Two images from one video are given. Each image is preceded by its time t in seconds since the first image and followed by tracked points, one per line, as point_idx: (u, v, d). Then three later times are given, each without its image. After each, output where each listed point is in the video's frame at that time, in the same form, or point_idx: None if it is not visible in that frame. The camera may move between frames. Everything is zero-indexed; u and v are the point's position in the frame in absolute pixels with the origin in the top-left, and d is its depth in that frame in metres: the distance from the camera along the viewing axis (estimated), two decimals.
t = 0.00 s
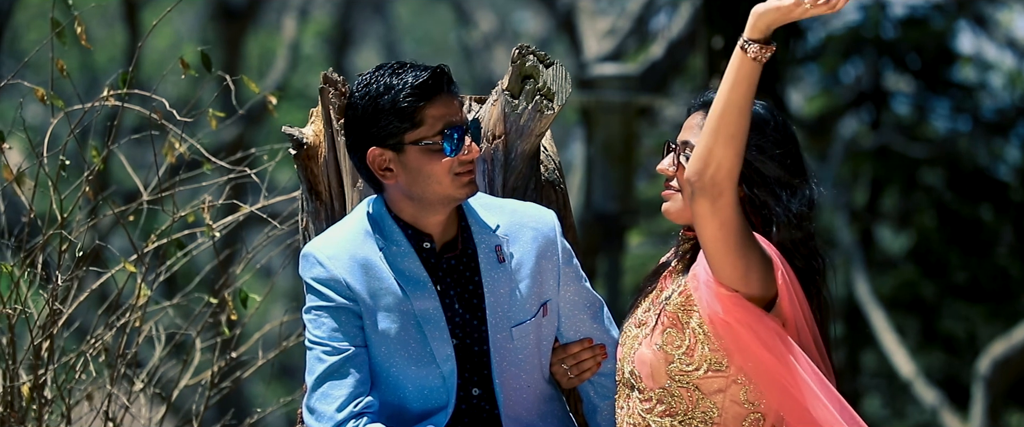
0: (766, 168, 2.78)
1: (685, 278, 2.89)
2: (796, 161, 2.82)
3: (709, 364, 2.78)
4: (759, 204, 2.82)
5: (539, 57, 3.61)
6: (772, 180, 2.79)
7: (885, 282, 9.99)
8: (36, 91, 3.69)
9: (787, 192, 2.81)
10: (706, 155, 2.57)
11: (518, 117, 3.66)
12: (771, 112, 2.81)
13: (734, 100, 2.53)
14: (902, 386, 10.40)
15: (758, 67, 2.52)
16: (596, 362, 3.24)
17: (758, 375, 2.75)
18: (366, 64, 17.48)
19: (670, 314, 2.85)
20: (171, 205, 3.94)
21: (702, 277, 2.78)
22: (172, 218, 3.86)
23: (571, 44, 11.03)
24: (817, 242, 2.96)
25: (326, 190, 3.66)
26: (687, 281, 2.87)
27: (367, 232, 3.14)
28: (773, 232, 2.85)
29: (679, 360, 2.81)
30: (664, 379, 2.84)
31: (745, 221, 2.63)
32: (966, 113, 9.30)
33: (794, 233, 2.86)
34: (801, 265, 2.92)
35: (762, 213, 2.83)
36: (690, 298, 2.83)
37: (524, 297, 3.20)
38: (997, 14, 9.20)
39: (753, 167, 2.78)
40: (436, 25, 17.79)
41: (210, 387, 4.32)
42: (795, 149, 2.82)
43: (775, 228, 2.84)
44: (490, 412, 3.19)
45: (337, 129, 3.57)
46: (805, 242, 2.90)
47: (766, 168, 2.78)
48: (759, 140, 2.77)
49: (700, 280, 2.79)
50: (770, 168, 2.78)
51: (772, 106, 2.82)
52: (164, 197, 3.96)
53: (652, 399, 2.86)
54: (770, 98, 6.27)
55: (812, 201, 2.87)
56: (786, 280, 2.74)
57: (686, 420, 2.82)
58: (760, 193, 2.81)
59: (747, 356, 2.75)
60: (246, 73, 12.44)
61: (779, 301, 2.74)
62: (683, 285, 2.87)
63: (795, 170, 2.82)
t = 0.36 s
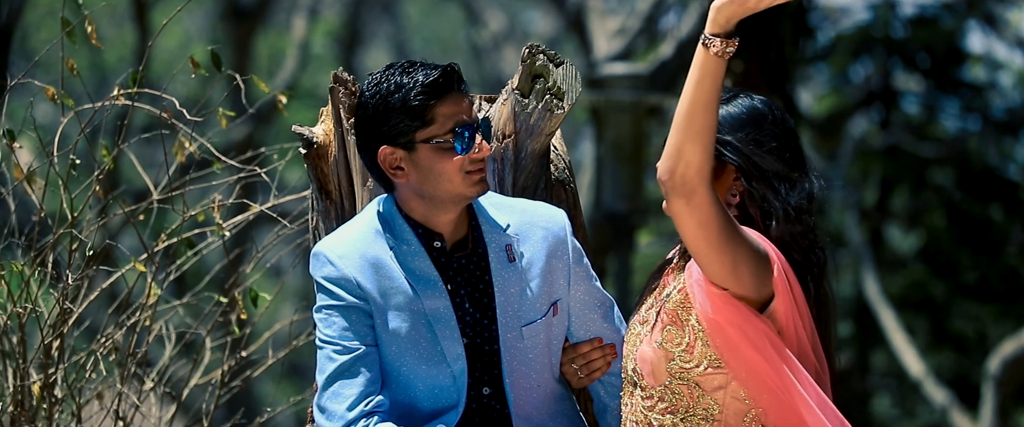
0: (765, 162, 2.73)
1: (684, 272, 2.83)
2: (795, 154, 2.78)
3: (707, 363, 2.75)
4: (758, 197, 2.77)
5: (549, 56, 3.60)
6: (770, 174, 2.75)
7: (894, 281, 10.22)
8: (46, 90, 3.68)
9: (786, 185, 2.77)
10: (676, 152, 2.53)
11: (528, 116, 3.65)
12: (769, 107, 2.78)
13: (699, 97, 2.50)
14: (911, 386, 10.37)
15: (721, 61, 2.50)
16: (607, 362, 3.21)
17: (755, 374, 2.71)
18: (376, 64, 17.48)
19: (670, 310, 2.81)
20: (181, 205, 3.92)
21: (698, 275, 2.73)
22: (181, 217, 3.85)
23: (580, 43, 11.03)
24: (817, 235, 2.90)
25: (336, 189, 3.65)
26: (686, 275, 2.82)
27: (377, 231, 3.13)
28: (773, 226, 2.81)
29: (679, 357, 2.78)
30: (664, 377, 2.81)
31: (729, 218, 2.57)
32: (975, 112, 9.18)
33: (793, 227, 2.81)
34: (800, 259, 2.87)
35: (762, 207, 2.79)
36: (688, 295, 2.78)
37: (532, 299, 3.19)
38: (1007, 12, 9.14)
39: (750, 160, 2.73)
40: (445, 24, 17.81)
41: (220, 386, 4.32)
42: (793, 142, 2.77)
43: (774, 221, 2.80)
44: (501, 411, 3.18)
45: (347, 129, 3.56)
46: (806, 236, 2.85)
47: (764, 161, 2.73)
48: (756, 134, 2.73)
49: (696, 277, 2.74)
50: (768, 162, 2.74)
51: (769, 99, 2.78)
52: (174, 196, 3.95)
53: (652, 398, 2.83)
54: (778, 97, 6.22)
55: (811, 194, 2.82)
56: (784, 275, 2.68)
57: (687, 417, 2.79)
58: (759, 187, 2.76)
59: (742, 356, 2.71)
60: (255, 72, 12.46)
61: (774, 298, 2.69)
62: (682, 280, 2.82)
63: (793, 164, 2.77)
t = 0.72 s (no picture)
0: (766, 155, 2.83)
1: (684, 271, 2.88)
2: (794, 148, 2.87)
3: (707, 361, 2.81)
4: (762, 191, 2.85)
5: (561, 56, 3.62)
6: (772, 166, 2.84)
7: (905, 281, 10.18)
8: (60, 90, 3.68)
9: (788, 178, 2.86)
10: (645, 165, 2.55)
11: (541, 116, 3.65)
12: (769, 101, 2.88)
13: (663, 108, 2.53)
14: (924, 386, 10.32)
15: (683, 67, 2.53)
16: (618, 362, 3.22)
17: (750, 374, 2.75)
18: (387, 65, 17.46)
19: (673, 308, 2.86)
20: (194, 204, 3.91)
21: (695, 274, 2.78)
22: (194, 217, 3.84)
23: (592, 43, 11.00)
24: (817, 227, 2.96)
25: (348, 188, 3.64)
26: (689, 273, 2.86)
27: (391, 231, 3.13)
28: (775, 220, 2.86)
29: (682, 354, 2.84)
30: (668, 374, 2.87)
31: (708, 223, 2.58)
32: (987, 113, 9.01)
33: (794, 220, 2.87)
34: (799, 251, 2.92)
35: (765, 200, 2.85)
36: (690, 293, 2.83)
37: (545, 299, 3.18)
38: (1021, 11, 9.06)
39: (752, 154, 2.82)
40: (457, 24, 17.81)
41: (232, 387, 4.31)
42: (792, 136, 2.88)
43: (777, 215, 2.85)
44: (513, 410, 3.17)
45: (360, 128, 3.55)
46: (806, 228, 2.91)
47: (766, 154, 2.83)
48: (757, 128, 2.83)
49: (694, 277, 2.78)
50: (769, 155, 2.83)
51: (768, 94, 2.88)
52: (187, 195, 3.94)
53: (657, 395, 2.89)
54: (790, 98, 6.19)
55: (811, 187, 2.91)
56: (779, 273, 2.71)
57: (691, 414, 2.85)
58: (761, 180, 2.84)
59: (738, 356, 2.75)
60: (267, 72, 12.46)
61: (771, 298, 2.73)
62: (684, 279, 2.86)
63: (794, 157, 2.88)
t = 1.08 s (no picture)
0: (771, 154, 2.88)
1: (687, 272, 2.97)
2: (799, 145, 2.93)
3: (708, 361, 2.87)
4: (768, 189, 2.90)
5: (575, 55, 3.57)
6: (777, 165, 2.89)
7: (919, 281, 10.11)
8: (74, 89, 3.67)
9: (793, 176, 2.92)
10: (617, 192, 2.63)
11: (555, 116, 3.64)
12: (773, 97, 2.92)
13: (628, 134, 2.65)
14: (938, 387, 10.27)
15: (643, 94, 2.66)
16: (631, 362, 3.24)
17: (750, 370, 2.84)
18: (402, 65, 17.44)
19: (677, 307, 2.95)
20: (208, 204, 3.90)
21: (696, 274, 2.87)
22: (208, 216, 3.84)
23: (605, 42, 10.97)
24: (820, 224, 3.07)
25: (362, 188, 3.63)
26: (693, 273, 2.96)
27: (405, 232, 3.12)
28: (783, 218, 2.93)
29: (686, 353, 2.91)
30: (672, 374, 2.94)
31: (686, 239, 2.66)
32: (1000, 113, 9.03)
33: (799, 219, 2.95)
34: (803, 248, 3.03)
35: (771, 198, 2.91)
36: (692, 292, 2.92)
37: (560, 299, 3.18)
38: None
39: (757, 152, 2.87)
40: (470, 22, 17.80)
41: (246, 387, 4.31)
42: (795, 134, 2.93)
43: (783, 214, 2.92)
44: (528, 409, 3.16)
45: (374, 128, 3.54)
46: (808, 226, 3.01)
47: (770, 153, 2.88)
48: (762, 127, 2.88)
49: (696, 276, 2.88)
50: (773, 154, 2.88)
51: (771, 92, 2.92)
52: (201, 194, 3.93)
53: (663, 394, 2.95)
54: (803, 98, 6.16)
55: (815, 185, 2.97)
56: (776, 271, 2.80)
57: (696, 412, 2.92)
58: (767, 178, 2.89)
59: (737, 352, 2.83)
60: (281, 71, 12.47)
61: (767, 296, 2.82)
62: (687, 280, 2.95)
63: (798, 156, 2.93)
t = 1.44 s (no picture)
0: (777, 153, 2.92)
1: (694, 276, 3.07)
2: (805, 145, 2.98)
3: (710, 361, 2.94)
4: (776, 188, 2.95)
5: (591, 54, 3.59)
6: (783, 165, 2.94)
7: (936, 281, 9.99)
8: (92, 90, 3.67)
9: (800, 176, 2.96)
10: (593, 238, 2.73)
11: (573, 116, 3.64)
12: (780, 97, 2.97)
13: (595, 180, 2.75)
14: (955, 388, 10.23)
15: (607, 136, 2.75)
16: (646, 363, 3.22)
17: (751, 369, 2.92)
18: (419, 64, 17.44)
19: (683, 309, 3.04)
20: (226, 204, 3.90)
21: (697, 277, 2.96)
22: (226, 216, 3.83)
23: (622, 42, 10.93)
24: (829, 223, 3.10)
25: (379, 188, 3.62)
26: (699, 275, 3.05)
27: (424, 232, 3.11)
28: (792, 218, 2.95)
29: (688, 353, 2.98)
30: (676, 374, 3.02)
31: (671, 263, 2.75)
32: (1018, 113, 8.83)
33: (808, 218, 2.98)
34: (813, 248, 3.06)
35: (778, 197, 2.96)
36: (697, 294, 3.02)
37: (578, 299, 3.19)
38: None
39: (763, 152, 2.92)
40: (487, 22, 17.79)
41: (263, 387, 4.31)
42: (802, 134, 2.97)
43: (792, 213, 2.95)
44: (546, 409, 3.17)
45: (392, 128, 3.54)
46: (817, 226, 3.04)
47: (777, 153, 2.92)
48: (769, 127, 2.92)
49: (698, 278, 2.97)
50: (780, 153, 2.92)
51: (778, 90, 2.97)
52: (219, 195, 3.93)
53: (670, 394, 3.03)
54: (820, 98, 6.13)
55: (823, 184, 3.00)
56: (776, 271, 2.86)
57: (703, 410, 2.99)
58: (774, 179, 2.94)
59: (739, 350, 2.91)
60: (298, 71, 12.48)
61: (767, 297, 2.88)
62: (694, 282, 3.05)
63: (805, 156, 2.97)
